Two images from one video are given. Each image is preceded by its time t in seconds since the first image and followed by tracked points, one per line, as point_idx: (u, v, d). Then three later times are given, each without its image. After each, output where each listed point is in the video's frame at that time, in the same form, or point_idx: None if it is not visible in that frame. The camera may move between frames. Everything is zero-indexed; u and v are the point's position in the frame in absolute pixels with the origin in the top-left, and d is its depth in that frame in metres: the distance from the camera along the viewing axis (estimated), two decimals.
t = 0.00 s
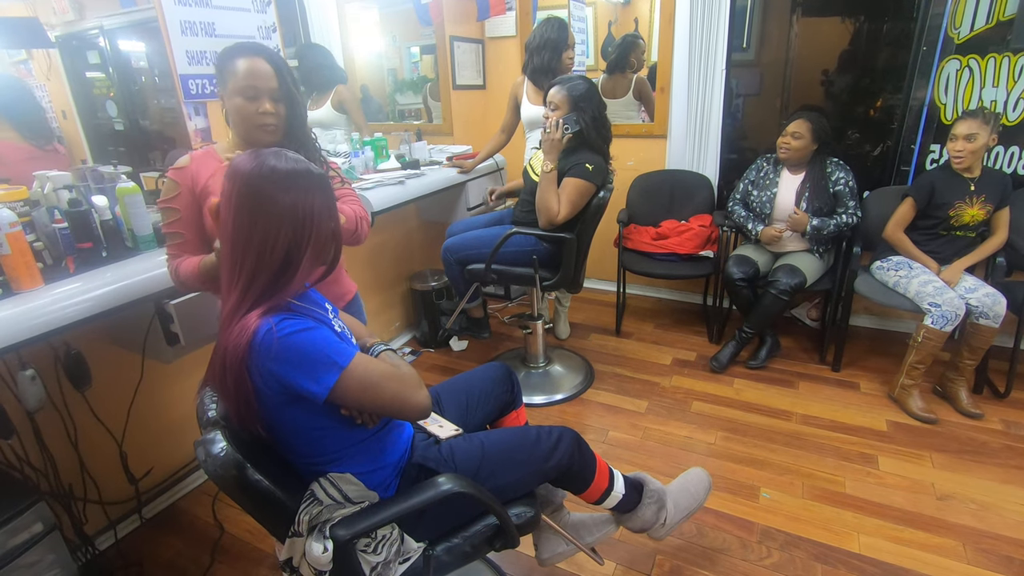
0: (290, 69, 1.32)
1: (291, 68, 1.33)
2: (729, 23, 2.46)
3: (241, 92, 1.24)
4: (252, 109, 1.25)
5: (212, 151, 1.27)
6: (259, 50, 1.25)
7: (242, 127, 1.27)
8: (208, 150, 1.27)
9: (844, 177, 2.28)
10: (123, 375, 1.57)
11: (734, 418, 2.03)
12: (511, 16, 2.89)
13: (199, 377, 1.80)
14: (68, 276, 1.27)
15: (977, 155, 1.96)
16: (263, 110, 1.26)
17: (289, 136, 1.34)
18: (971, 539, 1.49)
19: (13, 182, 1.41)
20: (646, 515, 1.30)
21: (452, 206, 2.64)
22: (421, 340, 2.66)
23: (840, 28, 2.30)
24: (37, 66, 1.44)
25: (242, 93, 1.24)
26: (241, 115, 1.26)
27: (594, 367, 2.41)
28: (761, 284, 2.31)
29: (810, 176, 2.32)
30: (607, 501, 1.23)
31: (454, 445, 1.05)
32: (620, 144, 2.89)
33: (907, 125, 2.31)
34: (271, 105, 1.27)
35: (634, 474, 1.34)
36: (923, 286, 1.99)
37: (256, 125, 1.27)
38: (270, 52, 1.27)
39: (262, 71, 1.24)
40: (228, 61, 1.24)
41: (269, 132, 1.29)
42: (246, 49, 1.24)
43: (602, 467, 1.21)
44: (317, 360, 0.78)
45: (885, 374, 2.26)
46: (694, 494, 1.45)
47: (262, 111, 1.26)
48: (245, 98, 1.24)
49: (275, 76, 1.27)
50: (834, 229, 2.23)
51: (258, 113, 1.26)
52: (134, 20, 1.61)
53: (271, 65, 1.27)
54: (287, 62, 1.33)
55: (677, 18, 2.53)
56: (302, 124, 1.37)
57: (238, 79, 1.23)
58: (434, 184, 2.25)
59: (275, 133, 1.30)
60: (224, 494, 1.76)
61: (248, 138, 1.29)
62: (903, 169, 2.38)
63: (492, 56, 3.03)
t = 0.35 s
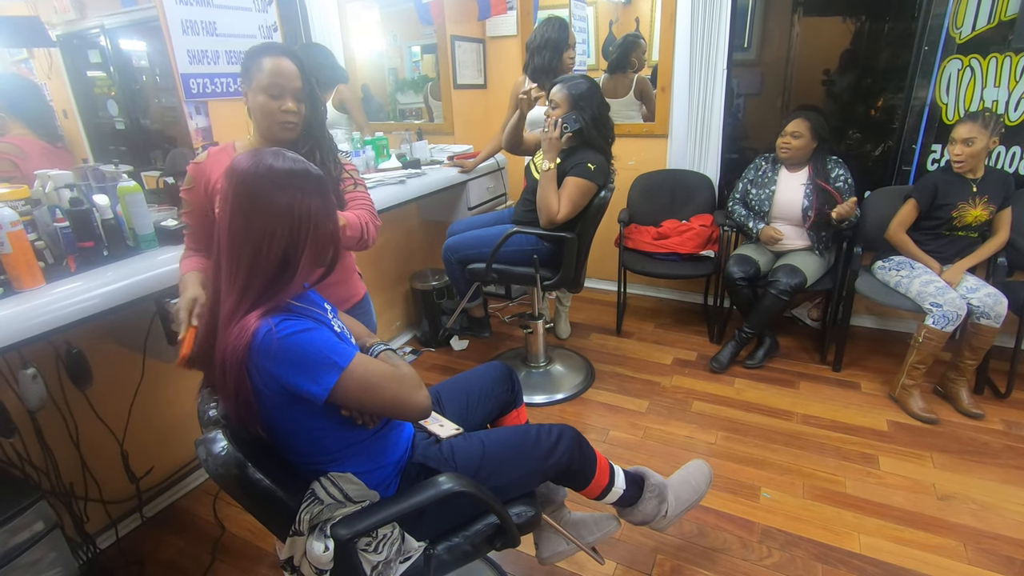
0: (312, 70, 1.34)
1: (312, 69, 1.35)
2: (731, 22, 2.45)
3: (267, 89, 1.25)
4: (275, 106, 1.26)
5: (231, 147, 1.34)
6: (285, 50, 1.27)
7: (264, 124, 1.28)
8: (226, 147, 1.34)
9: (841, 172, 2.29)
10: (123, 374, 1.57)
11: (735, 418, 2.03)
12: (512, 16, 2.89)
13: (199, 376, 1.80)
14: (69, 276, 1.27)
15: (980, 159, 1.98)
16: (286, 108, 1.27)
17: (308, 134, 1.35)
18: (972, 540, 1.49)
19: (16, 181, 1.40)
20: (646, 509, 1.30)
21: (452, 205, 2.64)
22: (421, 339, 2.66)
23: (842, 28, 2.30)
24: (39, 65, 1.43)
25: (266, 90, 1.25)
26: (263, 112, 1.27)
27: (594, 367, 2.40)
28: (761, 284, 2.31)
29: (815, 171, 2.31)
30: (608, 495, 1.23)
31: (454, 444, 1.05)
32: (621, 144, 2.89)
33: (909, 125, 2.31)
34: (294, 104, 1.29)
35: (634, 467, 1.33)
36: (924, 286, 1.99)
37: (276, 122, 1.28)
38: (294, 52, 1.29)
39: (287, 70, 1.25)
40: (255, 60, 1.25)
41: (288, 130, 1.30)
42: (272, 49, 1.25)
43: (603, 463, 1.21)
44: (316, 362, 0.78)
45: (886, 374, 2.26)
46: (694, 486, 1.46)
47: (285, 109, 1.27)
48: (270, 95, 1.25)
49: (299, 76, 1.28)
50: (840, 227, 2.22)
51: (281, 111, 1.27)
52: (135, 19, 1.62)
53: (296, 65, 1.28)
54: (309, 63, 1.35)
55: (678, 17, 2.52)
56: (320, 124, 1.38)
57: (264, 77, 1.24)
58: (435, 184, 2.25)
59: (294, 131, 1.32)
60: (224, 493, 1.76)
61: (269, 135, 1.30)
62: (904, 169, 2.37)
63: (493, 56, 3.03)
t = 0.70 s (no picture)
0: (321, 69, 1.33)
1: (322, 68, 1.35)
2: (731, 22, 2.45)
3: (272, 83, 1.25)
4: (281, 101, 1.26)
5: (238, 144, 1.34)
6: (292, 46, 1.27)
7: (270, 119, 1.28)
8: (234, 145, 1.33)
9: (841, 176, 2.28)
10: (123, 374, 1.56)
11: (735, 418, 2.03)
12: (512, 16, 2.89)
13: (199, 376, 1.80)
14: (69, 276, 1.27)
15: (981, 159, 1.96)
16: (291, 103, 1.27)
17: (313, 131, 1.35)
18: (972, 540, 1.49)
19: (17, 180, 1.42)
20: (648, 503, 1.30)
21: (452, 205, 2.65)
22: (421, 339, 2.66)
23: (842, 28, 2.29)
24: (39, 64, 1.43)
25: (272, 84, 1.25)
26: (269, 106, 1.26)
27: (594, 367, 2.40)
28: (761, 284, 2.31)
29: (815, 174, 2.32)
30: (609, 492, 1.23)
31: (454, 444, 1.05)
32: (621, 144, 2.89)
33: (909, 125, 2.31)
34: (299, 99, 1.29)
35: (638, 460, 1.34)
36: (924, 287, 1.99)
37: (281, 117, 1.28)
38: (301, 49, 1.29)
39: (292, 65, 1.26)
40: (261, 56, 1.25)
41: (294, 126, 1.30)
42: (280, 44, 1.26)
43: (603, 460, 1.21)
44: (317, 363, 0.78)
45: (886, 374, 2.26)
46: (697, 482, 1.46)
47: (290, 104, 1.27)
48: (275, 90, 1.25)
49: (306, 72, 1.28)
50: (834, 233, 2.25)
51: (286, 106, 1.27)
52: (136, 18, 1.62)
53: (303, 61, 1.28)
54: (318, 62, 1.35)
55: (679, 18, 2.52)
56: (327, 122, 1.38)
57: (270, 71, 1.24)
58: (436, 183, 2.26)
59: (300, 128, 1.31)
60: (225, 492, 1.76)
61: (276, 130, 1.29)
62: (904, 169, 2.38)
63: (493, 56, 3.03)
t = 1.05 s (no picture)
0: (331, 69, 1.34)
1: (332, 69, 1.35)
2: (732, 22, 2.46)
3: (284, 82, 1.25)
4: (291, 101, 1.26)
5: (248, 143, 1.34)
6: (304, 46, 1.27)
7: (278, 118, 1.28)
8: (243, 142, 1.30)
9: (846, 177, 2.28)
10: (124, 375, 1.57)
11: (735, 418, 2.03)
12: (512, 16, 2.89)
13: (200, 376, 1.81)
14: (70, 276, 1.27)
15: (984, 158, 1.97)
16: (301, 103, 1.27)
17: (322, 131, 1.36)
18: (973, 540, 1.49)
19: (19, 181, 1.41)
20: (648, 501, 1.30)
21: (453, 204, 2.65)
22: (421, 339, 2.66)
23: (843, 28, 2.29)
24: (40, 64, 1.42)
25: (283, 83, 1.25)
26: (279, 105, 1.27)
27: (594, 367, 2.40)
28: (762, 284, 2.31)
29: (816, 176, 2.32)
30: (609, 491, 1.23)
31: (455, 444, 1.05)
32: (621, 144, 2.89)
33: (910, 126, 2.31)
34: (309, 99, 1.28)
35: (636, 460, 1.34)
36: (924, 287, 1.99)
37: (290, 116, 1.28)
38: (313, 49, 1.29)
39: (304, 65, 1.25)
40: (271, 55, 1.25)
41: (302, 126, 1.30)
42: (293, 43, 1.25)
43: (603, 459, 1.21)
44: (318, 364, 0.78)
45: (886, 374, 2.26)
46: (696, 481, 1.45)
47: (300, 104, 1.27)
48: (286, 89, 1.25)
49: (318, 72, 1.28)
50: (834, 233, 2.24)
51: (296, 105, 1.27)
52: (137, 19, 1.63)
53: (314, 61, 1.28)
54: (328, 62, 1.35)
55: (679, 18, 2.53)
56: (336, 122, 1.38)
57: (282, 70, 1.24)
58: (436, 183, 2.26)
59: (308, 128, 1.31)
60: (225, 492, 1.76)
61: (284, 128, 1.30)
62: (904, 169, 2.38)
63: (494, 56, 3.03)
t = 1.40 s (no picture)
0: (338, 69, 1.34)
1: (340, 69, 1.35)
2: (732, 23, 2.46)
3: (291, 82, 1.25)
4: (297, 100, 1.26)
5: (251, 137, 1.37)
6: (311, 46, 1.27)
7: (283, 117, 1.28)
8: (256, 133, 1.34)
9: (846, 177, 2.27)
10: (125, 374, 1.57)
11: (736, 418, 2.03)
12: (513, 15, 2.89)
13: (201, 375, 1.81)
14: (70, 276, 1.27)
15: (992, 156, 1.96)
16: (308, 103, 1.27)
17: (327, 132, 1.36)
18: (974, 540, 1.49)
19: (19, 180, 1.39)
20: (647, 503, 1.30)
21: (453, 204, 2.65)
22: (422, 339, 2.66)
23: (844, 27, 2.29)
24: (41, 63, 1.42)
25: (290, 83, 1.25)
26: (285, 105, 1.27)
27: (595, 367, 2.40)
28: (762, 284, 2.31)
29: (817, 176, 2.32)
30: (608, 492, 1.23)
31: (455, 444, 1.05)
32: (621, 144, 2.89)
33: (911, 126, 2.31)
34: (316, 99, 1.28)
35: (635, 463, 1.34)
36: (925, 288, 1.99)
37: (296, 116, 1.28)
38: (320, 49, 1.29)
39: (312, 66, 1.25)
40: (278, 54, 1.25)
41: (308, 127, 1.30)
42: (302, 44, 1.26)
43: (603, 459, 1.21)
44: (317, 366, 0.78)
45: (887, 374, 2.26)
46: (694, 483, 1.45)
47: (306, 104, 1.27)
48: (292, 89, 1.25)
49: (325, 73, 1.28)
50: (834, 233, 2.24)
51: (302, 105, 1.27)
52: (136, 18, 1.63)
53: (322, 62, 1.28)
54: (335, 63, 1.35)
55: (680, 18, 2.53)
56: (342, 123, 1.38)
57: (290, 70, 1.24)
58: (437, 182, 2.26)
59: (314, 129, 1.31)
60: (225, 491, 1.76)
61: (288, 128, 1.30)
62: (905, 170, 2.38)
63: (494, 55, 3.03)
